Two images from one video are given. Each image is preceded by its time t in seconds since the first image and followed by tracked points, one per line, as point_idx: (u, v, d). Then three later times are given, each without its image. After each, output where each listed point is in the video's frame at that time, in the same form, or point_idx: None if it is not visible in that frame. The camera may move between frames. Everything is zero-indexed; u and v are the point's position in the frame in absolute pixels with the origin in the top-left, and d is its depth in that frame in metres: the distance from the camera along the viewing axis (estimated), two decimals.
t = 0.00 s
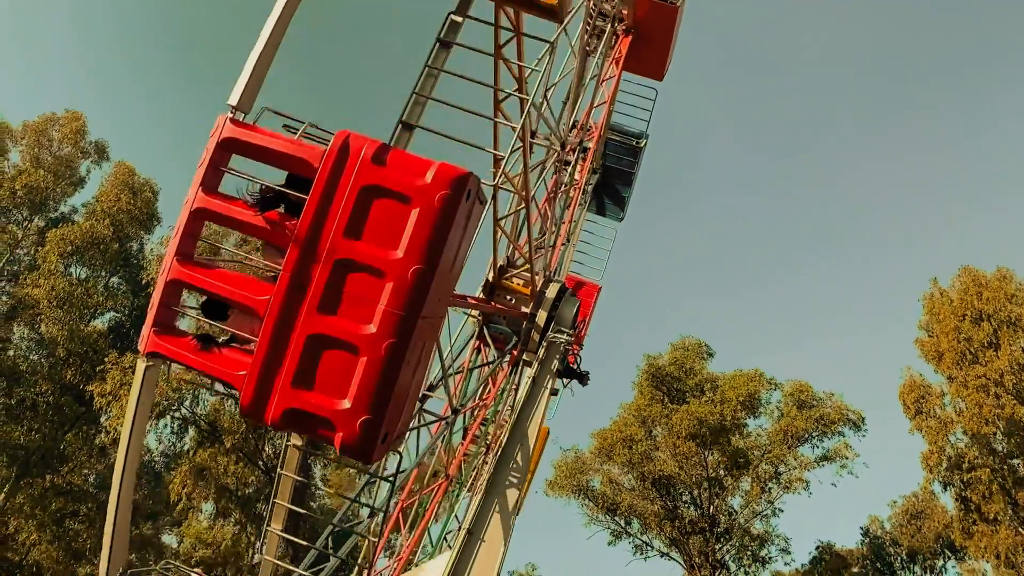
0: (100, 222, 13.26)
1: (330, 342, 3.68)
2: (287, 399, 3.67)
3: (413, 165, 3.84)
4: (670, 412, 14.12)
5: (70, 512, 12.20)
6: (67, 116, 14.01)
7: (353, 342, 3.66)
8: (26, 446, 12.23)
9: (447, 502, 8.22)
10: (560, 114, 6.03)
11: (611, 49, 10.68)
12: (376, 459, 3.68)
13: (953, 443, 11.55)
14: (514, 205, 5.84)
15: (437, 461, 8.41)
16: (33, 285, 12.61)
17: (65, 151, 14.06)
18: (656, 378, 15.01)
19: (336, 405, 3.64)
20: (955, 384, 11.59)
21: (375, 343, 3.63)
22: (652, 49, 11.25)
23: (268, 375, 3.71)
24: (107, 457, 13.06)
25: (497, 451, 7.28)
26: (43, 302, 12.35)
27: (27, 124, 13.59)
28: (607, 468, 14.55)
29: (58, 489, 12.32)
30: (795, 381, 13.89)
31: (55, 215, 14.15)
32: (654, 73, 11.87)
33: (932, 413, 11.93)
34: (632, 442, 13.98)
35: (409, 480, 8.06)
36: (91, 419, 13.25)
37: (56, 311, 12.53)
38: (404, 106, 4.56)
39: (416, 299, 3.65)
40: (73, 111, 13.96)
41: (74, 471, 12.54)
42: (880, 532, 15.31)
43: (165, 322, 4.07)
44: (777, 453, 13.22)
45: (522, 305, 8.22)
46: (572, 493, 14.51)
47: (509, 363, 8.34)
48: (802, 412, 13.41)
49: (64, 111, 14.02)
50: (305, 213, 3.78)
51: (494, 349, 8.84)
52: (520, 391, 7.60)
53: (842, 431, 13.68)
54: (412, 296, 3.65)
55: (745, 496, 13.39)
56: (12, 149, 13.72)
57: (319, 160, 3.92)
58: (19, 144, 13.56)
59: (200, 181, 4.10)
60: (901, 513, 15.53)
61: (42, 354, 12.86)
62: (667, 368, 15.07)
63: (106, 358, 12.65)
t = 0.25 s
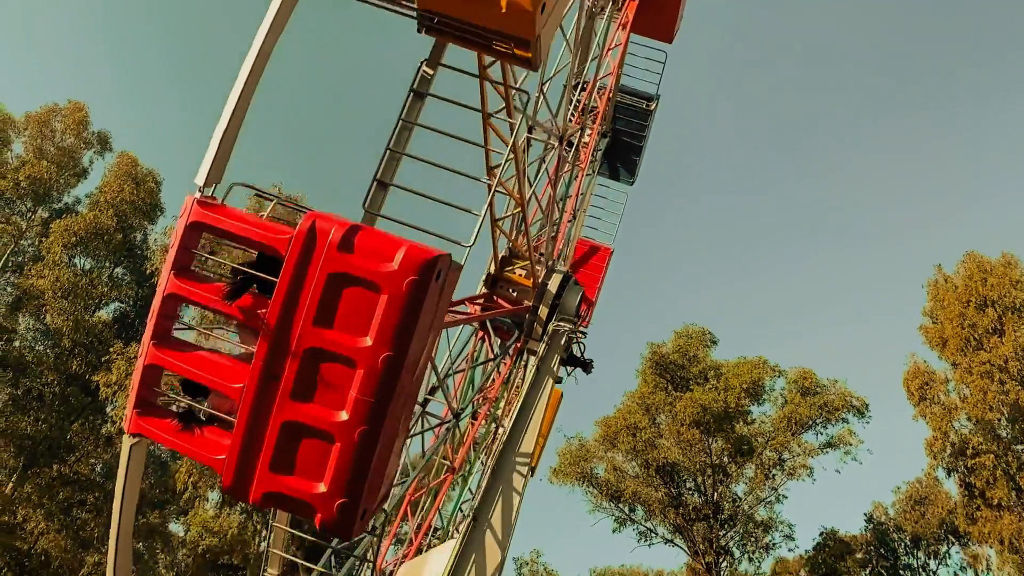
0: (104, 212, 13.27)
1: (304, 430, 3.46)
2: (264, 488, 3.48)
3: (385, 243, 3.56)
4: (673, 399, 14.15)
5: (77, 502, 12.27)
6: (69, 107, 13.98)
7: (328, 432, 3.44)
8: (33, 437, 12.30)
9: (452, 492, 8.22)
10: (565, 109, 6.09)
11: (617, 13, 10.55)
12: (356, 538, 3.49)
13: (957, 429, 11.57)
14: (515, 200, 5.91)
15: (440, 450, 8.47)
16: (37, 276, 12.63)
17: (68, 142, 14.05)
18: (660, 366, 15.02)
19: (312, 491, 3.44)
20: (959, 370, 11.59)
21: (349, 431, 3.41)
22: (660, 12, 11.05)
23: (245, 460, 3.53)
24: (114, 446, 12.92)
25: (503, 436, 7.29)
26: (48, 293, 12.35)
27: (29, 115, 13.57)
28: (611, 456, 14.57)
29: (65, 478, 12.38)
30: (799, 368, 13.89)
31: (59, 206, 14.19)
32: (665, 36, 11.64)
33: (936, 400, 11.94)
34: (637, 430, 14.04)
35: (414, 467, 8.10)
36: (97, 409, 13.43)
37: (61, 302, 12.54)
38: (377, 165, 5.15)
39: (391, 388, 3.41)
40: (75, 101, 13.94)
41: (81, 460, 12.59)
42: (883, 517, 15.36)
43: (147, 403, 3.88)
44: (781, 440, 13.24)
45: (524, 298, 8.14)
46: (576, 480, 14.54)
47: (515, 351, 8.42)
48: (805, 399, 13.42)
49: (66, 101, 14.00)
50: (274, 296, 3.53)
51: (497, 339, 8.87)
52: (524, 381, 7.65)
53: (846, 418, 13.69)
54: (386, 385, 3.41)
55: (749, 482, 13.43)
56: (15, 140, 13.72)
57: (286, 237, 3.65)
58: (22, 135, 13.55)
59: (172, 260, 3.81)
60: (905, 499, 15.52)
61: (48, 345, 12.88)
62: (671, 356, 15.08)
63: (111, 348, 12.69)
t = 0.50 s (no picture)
0: (107, 203, 13.27)
1: (288, 499, 3.47)
2: (252, 556, 3.53)
3: (357, 316, 3.47)
4: (677, 387, 14.18)
5: (84, 491, 12.33)
6: (71, 98, 13.99)
7: (312, 505, 3.46)
8: (39, 427, 12.38)
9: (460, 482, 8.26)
10: (566, 99, 6.06)
11: None
12: None
13: (961, 416, 11.59)
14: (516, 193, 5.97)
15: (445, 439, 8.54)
16: (41, 266, 12.64)
17: (70, 133, 14.05)
18: (663, 354, 15.03)
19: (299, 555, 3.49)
20: (963, 357, 11.58)
21: (331, 502, 3.43)
22: None
23: (233, 527, 3.55)
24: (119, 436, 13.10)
25: (506, 425, 7.33)
26: (51, 284, 12.30)
27: (32, 106, 13.58)
28: (615, 444, 14.59)
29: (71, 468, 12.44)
30: (803, 356, 13.89)
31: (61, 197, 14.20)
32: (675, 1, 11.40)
33: (939, 387, 11.94)
34: (640, 418, 14.06)
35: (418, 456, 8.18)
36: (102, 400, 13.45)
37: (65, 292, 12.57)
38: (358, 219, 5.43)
39: (370, 460, 3.42)
40: (76, 92, 13.93)
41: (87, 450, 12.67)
42: (887, 504, 15.38)
43: (137, 465, 3.90)
44: (784, 427, 13.26)
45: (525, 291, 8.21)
46: (580, 468, 14.57)
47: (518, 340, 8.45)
48: (808, 387, 13.43)
49: (68, 92, 13.99)
50: (251, 377, 3.48)
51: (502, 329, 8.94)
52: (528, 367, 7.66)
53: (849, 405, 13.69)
54: (365, 458, 3.42)
55: (752, 470, 13.44)
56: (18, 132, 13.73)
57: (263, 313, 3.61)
58: (24, 126, 13.55)
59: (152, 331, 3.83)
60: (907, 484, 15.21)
61: (53, 335, 12.92)
62: (674, 344, 15.08)
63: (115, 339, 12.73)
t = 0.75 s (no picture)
0: (110, 191, 13.28)
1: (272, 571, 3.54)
2: None
3: (332, 396, 3.47)
4: (680, 373, 14.20)
5: (90, 479, 12.41)
6: (72, 86, 13.97)
7: (299, 575, 3.54)
8: (45, 415, 12.41)
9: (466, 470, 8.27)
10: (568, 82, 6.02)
11: None
12: None
13: (963, 401, 11.58)
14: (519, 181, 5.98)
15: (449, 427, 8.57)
16: (45, 255, 12.68)
17: (72, 122, 14.04)
18: (666, 340, 15.04)
19: None
20: (966, 342, 11.57)
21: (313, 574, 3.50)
22: None
23: None
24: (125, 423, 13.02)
25: (510, 413, 7.32)
26: (55, 273, 12.38)
27: (33, 95, 13.57)
28: (618, 430, 14.63)
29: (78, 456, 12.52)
30: (806, 341, 13.89)
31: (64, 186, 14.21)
32: None
33: (943, 371, 11.93)
34: (643, 404, 14.10)
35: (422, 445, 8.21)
36: (108, 387, 13.47)
37: (69, 281, 12.58)
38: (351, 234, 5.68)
39: (350, 536, 3.48)
40: (78, 81, 13.90)
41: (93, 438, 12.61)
42: (890, 488, 15.40)
43: (135, 526, 3.95)
44: (787, 412, 13.27)
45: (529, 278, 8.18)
46: (583, 454, 14.61)
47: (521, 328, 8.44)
48: (812, 372, 13.44)
49: (69, 81, 13.96)
50: (231, 458, 3.48)
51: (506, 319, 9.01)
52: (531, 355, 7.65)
53: (852, 390, 13.69)
54: (346, 533, 3.48)
55: (756, 455, 13.47)
56: (20, 121, 13.73)
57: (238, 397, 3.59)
58: (25, 115, 13.54)
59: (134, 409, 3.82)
60: (910, 467, 15.06)
61: (57, 324, 12.94)
62: (677, 330, 15.08)
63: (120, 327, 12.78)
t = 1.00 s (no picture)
0: (111, 181, 13.28)
1: None
2: None
3: (316, 459, 3.47)
4: (682, 360, 14.21)
5: (95, 467, 12.50)
6: (73, 76, 13.94)
7: None
8: (50, 404, 12.42)
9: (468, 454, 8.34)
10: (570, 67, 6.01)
11: None
12: None
13: (966, 386, 11.59)
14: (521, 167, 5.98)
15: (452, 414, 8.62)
16: (48, 245, 12.70)
17: (73, 111, 14.02)
18: (668, 327, 15.05)
19: None
20: (969, 328, 11.57)
21: None
22: None
23: None
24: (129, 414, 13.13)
25: (512, 401, 7.34)
26: (59, 263, 12.41)
27: (34, 84, 13.54)
28: (620, 416, 14.67)
29: (83, 445, 12.59)
30: (808, 327, 13.89)
31: (66, 175, 14.20)
32: None
33: (946, 357, 11.93)
34: (646, 392, 14.16)
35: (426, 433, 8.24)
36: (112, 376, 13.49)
37: (72, 271, 12.60)
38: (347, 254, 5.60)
39: None
40: (78, 70, 13.87)
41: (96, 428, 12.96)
42: (892, 474, 15.43)
43: (141, 569, 3.97)
44: (790, 399, 13.28)
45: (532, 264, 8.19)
46: (586, 441, 14.65)
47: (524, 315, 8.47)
48: (815, 358, 13.46)
49: (70, 70, 13.93)
50: (222, 517, 3.52)
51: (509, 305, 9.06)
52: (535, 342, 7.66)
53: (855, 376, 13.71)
54: None
55: (758, 441, 13.50)
56: (21, 110, 13.70)
57: (225, 462, 3.51)
58: (26, 105, 13.52)
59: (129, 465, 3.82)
60: (912, 454, 15.10)
61: (60, 313, 12.96)
62: (679, 317, 15.08)
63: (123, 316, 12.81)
